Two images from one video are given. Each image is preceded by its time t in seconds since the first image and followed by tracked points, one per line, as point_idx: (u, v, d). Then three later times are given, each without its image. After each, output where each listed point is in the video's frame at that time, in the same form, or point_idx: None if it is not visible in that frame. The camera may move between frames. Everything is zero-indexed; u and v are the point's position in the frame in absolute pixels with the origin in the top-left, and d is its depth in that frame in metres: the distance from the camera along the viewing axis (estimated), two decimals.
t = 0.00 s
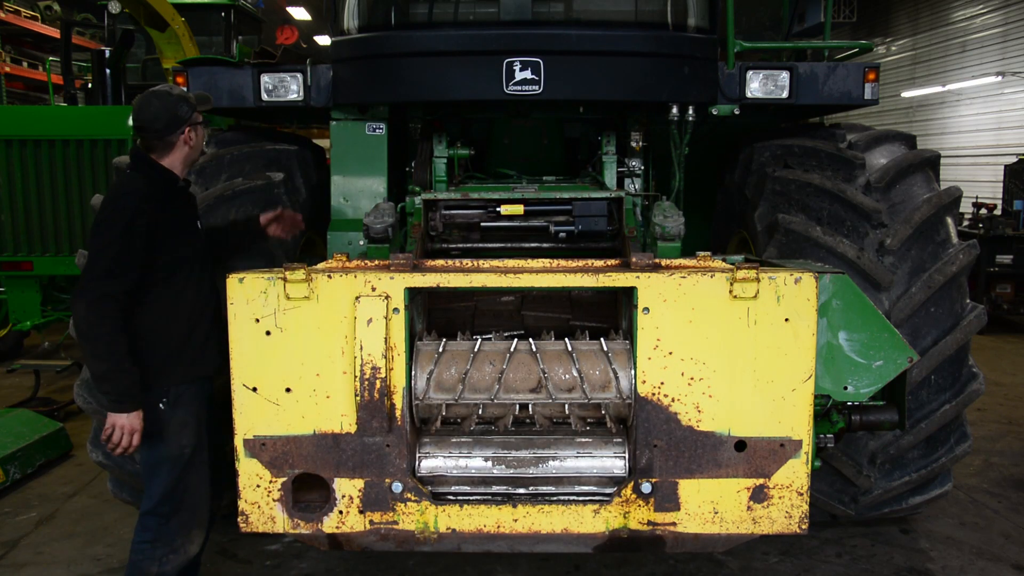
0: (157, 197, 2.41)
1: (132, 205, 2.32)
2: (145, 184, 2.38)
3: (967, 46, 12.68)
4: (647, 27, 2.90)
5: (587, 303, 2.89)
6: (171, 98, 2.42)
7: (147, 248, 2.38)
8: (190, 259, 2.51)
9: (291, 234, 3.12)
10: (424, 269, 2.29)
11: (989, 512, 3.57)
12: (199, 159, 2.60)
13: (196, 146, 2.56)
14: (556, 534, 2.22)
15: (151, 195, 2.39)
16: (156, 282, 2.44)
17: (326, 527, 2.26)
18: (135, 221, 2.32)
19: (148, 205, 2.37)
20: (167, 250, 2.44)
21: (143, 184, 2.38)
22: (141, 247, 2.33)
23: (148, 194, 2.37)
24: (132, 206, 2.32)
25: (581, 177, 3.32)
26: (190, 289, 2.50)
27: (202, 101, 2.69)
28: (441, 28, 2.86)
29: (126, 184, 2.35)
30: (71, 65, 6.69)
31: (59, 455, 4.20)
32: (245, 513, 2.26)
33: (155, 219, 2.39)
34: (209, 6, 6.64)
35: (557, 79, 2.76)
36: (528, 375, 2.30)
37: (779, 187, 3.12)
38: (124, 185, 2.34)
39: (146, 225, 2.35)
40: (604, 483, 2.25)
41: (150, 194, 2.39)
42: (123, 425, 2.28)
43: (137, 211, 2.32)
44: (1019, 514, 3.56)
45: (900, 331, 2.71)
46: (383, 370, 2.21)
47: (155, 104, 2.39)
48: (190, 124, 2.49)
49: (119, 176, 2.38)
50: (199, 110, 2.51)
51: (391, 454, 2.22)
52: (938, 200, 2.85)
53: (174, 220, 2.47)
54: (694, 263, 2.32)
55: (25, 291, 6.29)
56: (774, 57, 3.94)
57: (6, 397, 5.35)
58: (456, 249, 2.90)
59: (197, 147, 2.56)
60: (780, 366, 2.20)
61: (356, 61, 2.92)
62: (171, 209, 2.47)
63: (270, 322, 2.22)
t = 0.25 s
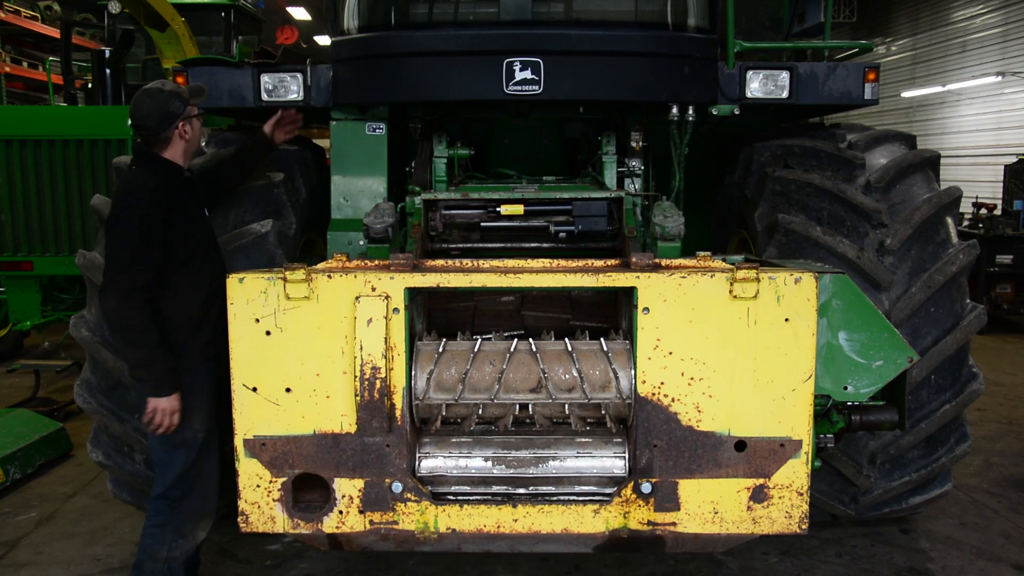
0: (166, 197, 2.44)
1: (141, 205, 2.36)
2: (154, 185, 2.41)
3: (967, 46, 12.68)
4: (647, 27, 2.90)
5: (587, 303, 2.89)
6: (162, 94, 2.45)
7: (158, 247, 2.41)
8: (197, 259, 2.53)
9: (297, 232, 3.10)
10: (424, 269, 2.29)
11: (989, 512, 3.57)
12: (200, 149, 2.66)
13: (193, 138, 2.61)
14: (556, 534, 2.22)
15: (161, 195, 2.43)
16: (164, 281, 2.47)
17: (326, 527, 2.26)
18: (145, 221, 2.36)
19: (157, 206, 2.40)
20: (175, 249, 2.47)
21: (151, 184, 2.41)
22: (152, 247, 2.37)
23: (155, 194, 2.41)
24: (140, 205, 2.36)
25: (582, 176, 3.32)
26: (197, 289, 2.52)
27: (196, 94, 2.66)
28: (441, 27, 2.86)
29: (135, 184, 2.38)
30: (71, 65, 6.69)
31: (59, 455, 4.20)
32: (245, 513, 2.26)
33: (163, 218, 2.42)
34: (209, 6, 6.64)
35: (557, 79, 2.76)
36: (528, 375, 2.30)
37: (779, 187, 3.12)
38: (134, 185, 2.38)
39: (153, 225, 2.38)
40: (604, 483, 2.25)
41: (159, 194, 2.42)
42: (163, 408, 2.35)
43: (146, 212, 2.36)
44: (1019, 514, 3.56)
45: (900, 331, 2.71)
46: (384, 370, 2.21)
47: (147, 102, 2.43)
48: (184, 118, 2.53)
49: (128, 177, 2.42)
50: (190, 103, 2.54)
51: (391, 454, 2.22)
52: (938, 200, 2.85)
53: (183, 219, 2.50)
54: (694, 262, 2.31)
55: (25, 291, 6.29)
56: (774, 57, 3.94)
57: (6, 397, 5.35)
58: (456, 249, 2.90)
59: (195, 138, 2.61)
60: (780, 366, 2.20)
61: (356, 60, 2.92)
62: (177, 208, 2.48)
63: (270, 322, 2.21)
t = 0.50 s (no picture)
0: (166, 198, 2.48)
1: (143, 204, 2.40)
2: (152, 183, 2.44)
3: (967, 46, 12.68)
4: (647, 27, 2.90)
5: (587, 303, 2.89)
6: (148, 94, 2.47)
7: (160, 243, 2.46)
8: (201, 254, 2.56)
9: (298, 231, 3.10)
10: (424, 269, 2.29)
11: (988, 512, 3.57)
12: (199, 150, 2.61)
13: (188, 138, 2.58)
14: (556, 534, 2.22)
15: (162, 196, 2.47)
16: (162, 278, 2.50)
17: (326, 528, 2.26)
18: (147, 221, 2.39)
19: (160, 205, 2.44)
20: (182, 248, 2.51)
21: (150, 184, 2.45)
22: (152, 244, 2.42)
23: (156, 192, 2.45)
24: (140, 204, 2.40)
25: (581, 176, 3.32)
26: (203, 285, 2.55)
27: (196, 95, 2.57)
28: (441, 27, 2.86)
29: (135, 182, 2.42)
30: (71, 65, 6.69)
31: (59, 455, 4.20)
32: (245, 513, 2.26)
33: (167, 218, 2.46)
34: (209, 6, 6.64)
35: (557, 78, 2.76)
36: (528, 375, 2.30)
37: (779, 186, 3.11)
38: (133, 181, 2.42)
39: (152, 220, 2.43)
40: (604, 483, 2.25)
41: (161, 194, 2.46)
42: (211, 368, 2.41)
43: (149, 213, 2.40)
44: (1019, 514, 3.56)
45: (900, 331, 2.71)
46: (384, 370, 2.21)
47: (133, 103, 2.46)
48: (171, 119, 2.51)
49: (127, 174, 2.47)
50: (179, 104, 2.52)
51: (391, 454, 2.22)
52: (938, 200, 2.85)
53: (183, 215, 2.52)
54: (694, 262, 2.31)
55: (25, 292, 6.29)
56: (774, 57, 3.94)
57: (6, 397, 5.35)
58: (456, 249, 2.90)
59: (188, 139, 2.58)
60: (780, 366, 2.20)
61: (356, 60, 2.92)
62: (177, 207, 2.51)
63: (270, 322, 2.21)
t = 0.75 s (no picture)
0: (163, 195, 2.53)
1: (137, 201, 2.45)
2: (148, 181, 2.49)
3: (967, 46, 12.68)
4: (647, 27, 2.90)
5: (588, 303, 2.89)
6: (142, 95, 2.53)
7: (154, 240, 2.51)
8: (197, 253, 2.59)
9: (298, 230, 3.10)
10: (424, 269, 2.29)
11: (989, 512, 3.57)
12: (192, 154, 2.61)
13: (180, 140, 2.60)
14: (556, 534, 2.22)
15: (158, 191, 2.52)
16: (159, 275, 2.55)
17: (326, 528, 2.26)
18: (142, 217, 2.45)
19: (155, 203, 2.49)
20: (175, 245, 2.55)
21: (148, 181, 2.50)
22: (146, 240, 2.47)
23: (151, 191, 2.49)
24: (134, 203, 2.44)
25: (582, 176, 3.32)
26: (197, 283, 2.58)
27: (192, 99, 2.58)
28: (441, 28, 2.86)
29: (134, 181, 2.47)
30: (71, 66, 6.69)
31: (59, 455, 4.20)
32: (245, 513, 2.26)
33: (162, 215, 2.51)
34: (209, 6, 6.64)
35: (557, 78, 2.76)
36: (528, 375, 2.30)
37: (779, 186, 3.11)
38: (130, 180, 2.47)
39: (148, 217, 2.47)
40: (604, 483, 2.25)
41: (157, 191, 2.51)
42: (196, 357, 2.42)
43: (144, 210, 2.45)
44: (1019, 514, 3.56)
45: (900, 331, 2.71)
46: (383, 370, 2.21)
47: (130, 103, 2.54)
48: (160, 122, 2.55)
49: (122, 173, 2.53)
50: (170, 108, 2.54)
51: (391, 454, 2.22)
52: (938, 200, 2.85)
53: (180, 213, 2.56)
54: (694, 262, 2.31)
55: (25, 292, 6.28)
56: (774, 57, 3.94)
57: (6, 397, 5.35)
58: (456, 249, 2.90)
59: (180, 142, 2.60)
60: (779, 366, 2.20)
61: (356, 61, 2.92)
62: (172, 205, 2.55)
63: (270, 322, 2.21)
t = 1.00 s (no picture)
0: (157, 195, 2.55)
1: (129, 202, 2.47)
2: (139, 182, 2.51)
3: (967, 46, 12.68)
4: (647, 27, 2.90)
5: (588, 303, 2.89)
6: (136, 96, 2.53)
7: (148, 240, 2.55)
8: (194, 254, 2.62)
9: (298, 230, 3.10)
10: (424, 269, 2.29)
11: (989, 512, 3.57)
12: (184, 155, 2.59)
13: (172, 141, 2.58)
14: (556, 534, 2.22)
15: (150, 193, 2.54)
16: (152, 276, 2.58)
17: (326, 527, 2.26)
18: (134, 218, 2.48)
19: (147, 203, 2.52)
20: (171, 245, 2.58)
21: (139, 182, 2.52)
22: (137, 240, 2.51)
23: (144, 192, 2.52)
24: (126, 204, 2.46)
25: (581, 176, 3.32)
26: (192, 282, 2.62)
27: (183, 100, 2.56)
28: (441, 28, 2.86)
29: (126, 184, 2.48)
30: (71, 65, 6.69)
31: (59, 456, 4.20)
32: (245, 513, 2.26)
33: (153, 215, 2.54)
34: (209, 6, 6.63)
35: (557, 79, 2.76)
36: (528, 375, 2.30)
37: (779, 186, 3.11)
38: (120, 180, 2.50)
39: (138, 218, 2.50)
40: (604, 483, 2.25)
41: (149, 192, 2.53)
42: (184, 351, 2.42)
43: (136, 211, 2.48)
44: (1019, 514, 3.56)
45: (900, 331, 2.71)
46: (383, 370, 2.21)
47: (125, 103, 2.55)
48: (151, 122, 2.55)
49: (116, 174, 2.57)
50: (161, 108, 2.53)
51: (391, 454, 2.22)
52: (938, 200, 2.85)
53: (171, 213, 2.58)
54: (694, 263, 2.31)
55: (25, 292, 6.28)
56: (774, 57, 3.94)
57: (6, 397, 5.35)
58: (456, 249, 2.90)
59: (172, 143, 2.58)
60: (779, 366, 2.20)
61: (356, 61, 2.92)
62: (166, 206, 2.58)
63: (270, 322, 2.21)
